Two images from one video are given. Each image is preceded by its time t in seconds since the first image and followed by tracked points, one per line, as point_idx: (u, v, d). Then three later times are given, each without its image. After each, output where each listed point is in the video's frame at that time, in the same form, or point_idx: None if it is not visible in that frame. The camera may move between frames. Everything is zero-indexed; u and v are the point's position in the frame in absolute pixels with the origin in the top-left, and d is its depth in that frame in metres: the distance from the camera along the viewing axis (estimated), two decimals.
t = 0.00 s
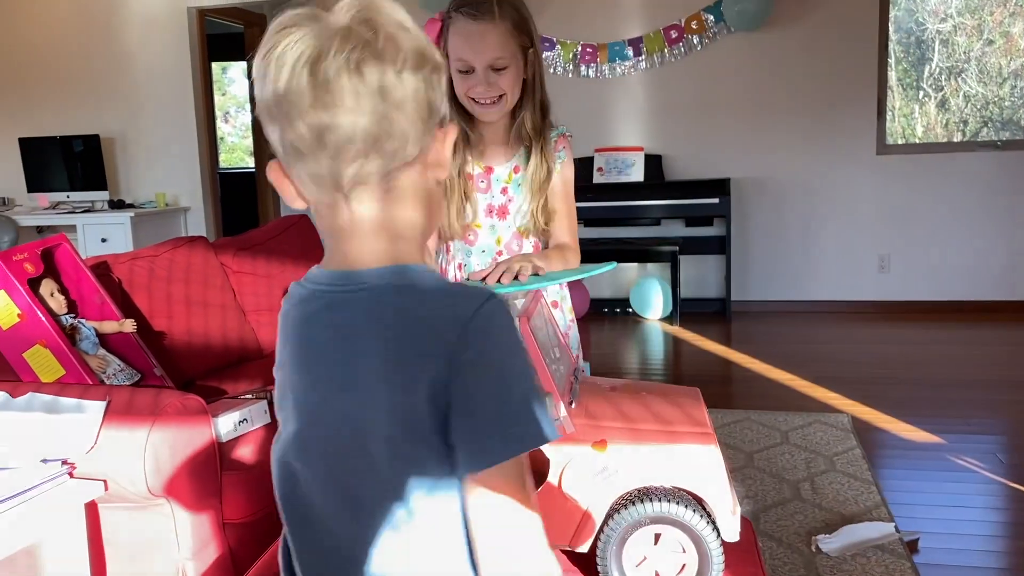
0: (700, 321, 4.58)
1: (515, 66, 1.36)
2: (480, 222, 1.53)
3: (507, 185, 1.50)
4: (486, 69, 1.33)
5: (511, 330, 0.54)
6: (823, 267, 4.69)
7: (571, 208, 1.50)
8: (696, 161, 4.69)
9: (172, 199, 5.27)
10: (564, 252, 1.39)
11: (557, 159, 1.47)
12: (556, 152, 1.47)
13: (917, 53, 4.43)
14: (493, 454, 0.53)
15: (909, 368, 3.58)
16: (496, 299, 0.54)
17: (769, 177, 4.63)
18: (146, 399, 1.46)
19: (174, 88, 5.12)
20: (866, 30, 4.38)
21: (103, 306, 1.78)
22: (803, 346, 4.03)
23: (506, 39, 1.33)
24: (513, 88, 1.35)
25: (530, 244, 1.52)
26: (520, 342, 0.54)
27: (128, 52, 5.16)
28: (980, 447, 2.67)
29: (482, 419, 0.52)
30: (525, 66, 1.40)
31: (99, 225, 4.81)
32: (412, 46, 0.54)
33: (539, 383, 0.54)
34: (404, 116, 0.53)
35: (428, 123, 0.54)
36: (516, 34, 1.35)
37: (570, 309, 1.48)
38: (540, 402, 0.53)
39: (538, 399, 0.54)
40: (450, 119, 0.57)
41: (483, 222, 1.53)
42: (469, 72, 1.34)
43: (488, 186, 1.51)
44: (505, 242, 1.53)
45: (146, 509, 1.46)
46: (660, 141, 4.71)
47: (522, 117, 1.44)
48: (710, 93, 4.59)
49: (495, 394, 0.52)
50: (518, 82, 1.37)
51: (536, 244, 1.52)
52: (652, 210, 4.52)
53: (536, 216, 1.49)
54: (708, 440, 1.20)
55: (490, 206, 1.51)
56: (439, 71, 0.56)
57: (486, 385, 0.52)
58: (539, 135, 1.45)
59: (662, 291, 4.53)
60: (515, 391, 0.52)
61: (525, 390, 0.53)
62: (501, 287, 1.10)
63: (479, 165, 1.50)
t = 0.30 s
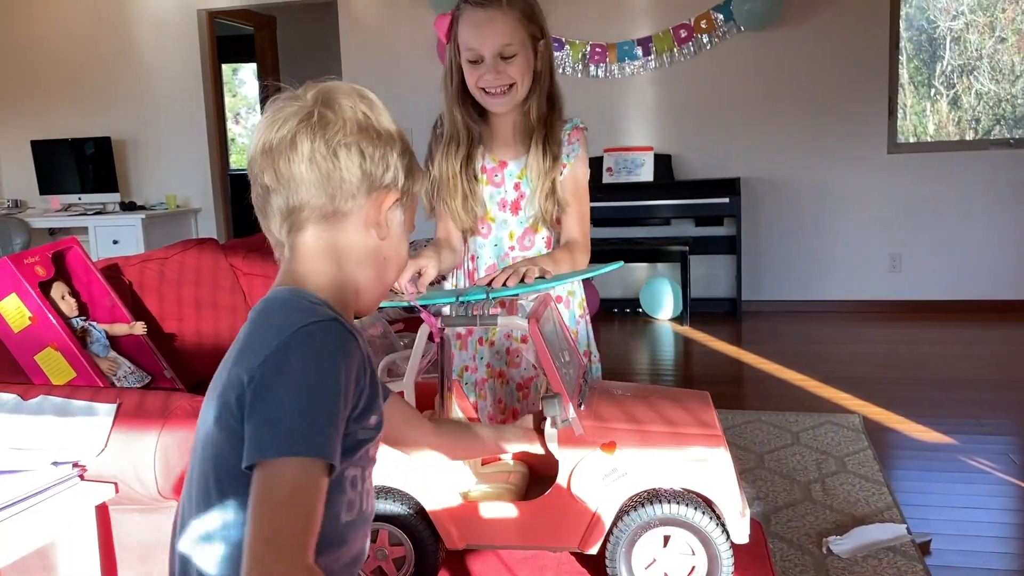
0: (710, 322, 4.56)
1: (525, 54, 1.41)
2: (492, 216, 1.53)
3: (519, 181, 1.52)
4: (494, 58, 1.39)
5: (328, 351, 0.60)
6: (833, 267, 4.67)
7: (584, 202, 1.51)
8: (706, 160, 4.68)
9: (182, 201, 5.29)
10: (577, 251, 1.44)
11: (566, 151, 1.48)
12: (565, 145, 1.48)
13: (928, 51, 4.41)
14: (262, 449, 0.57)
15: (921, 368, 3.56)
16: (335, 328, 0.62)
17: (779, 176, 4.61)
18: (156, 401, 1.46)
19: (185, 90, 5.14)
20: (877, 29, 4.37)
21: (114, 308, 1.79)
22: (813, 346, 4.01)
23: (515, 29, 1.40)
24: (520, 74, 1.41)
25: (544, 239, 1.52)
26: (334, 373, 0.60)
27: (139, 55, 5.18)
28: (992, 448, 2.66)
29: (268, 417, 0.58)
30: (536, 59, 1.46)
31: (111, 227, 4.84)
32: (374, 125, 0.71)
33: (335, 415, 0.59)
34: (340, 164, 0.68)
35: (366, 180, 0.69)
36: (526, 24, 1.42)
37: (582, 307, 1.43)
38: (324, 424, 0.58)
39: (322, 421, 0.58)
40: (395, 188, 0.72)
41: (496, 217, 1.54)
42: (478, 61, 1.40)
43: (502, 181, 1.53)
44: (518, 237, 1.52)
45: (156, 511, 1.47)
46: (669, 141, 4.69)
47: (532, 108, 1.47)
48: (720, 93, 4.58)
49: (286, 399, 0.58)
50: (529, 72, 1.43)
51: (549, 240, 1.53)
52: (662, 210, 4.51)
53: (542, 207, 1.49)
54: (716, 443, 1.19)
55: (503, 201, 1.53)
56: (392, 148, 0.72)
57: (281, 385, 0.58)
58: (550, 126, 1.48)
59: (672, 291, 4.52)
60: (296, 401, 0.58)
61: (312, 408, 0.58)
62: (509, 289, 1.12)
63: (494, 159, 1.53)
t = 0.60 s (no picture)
0: (720, 323, 4.53)
1: (528, 58, 1.37)
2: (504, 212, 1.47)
3: (527, 178, 1.45)
4: (497, 63, 1.35)
5: (259, 352, 0.71)
6: (845, 268, 4.63)
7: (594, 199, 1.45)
8: (716, 161, 4.64)
9: (194, 205, 5.30)
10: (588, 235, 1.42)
11: (575, 141, 1.43)
12: (574, 137, 1.43)
13: (943, 50, 4.37)
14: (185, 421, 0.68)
15: (935, 370, 3.52)
16: (270, 335, 0.73)
17: (790, 177, 4.58)
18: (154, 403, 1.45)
19: (195, 95, 5.16)
20: (888, 27, 4.33)
21: (114, 312, 1.80)
22: (825, 347, 3.98)
23: (517, 33, 1.35)
24: (524, 77, 1.37)
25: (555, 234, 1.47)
26: (261, 370, 0.71)
27: (149, 59, 5.20)
28: (1004, 450, 2.62)
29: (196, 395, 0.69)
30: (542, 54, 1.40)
31: (122, 231, 4.86)
32: (353, 160, 0.80)
33: (253, 406, 0.69)
34: (315, 189, 0.77)
35: (340, 207, 0.78)
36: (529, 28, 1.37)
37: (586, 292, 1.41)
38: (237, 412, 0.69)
39: (239, 408, 0.69)
40: (370, 219, 0.80)
41: (508, 214, 1.47)
42: (482, 66, 1.37)
43: (510, 179, 1.46)
44: (530, 233, 1.46)
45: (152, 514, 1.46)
46: (679, 142, 4.67)
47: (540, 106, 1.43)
48: (730, 93, 4.55)
49: (213, 384, 0.69)
50: (534, 73, 1.39)
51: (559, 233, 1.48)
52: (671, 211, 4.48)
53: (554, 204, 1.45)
54: (710, 449, 1.19)
55: (513, 199, 1.46)
56: (371, 182, 0.80)
57: (214, 371, 0.70)
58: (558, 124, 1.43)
59: (682, 293, 4.49)
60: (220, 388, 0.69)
61: (231, 395, 0.69)
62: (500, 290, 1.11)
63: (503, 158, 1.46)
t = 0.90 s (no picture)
0: (740, 335, 4.49)
1: (520, 114, 1.43)
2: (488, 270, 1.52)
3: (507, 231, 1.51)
4: (491, 118, 1.41)
5: (238, 366, 0.72)
6: (868, 278, 4.57)
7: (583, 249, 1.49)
8: (735, 172, 4.61)
9: (215, 220, 5.35)
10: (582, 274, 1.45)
11: (559, 194, 1.46)
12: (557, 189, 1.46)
13: (973, 57, 4.32)
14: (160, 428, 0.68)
15: (959, 381, 3.46)
16: (250, 349, 0.73)
17: (810, 187, 4.53)
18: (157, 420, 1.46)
19: (216, 112, 5.22)
20: (909, 35, 4.28)
21: (122, 328, 1.81)
22: (846, 359, 3.92)
23: (509, 89, 1.41)
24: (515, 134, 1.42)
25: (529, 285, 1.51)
26: (239, 384, 0.71)
27: (172, 77, 5.27)
28: None
29: (174, 402, 0.69)
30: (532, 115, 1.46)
31: (144, 246, 4.92)
32: (359, 193, 0.86)
33: (229, 418, 0.70)
34: (317, 220, 0.83)
35: (345, 238, 0.84)
36: (521, 83, 1.43)
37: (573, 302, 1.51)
38: (213, 425, 0.69)
39: (214, 420, 0.69)
40: (368, 251, 0.86)
41: (491, 271, 1.52)
42: (477, 121, 1.42)
43: (495, 234, 1.52)
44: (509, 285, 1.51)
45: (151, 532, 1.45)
46: (697, 153, 4.64)
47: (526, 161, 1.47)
48: (749, 103, 4.52)
49: (190, 393, 0.69)
50: (525, 129, 1.44)
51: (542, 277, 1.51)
52: (689, 222, 4.46)
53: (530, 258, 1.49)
54: (700, 467, 1.17)
55: (496, 253, 1.51)
56: (374, 215, 0.86)
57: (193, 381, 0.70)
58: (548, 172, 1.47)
59: (701, 305, 4.46)
60: (198, 399, 0.69)
61: (208, 407, 0.69)
62: (481, 316, 1.14)
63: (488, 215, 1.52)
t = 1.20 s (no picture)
0: (766, 354, 4.45)
1: (545, 82, 1.38)
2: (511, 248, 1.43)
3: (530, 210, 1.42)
4: (514, 82, 1.36)
5: (230, 378, 0.75)
6: (895, 296, 4.52)
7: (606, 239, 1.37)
8: (758, 190, 4.60)
9: (243, 244, 5.43)
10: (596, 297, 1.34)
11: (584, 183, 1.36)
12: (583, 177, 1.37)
13: (1002, 71, 4.28)
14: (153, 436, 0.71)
15: (989, 400, 3.40)
16: (243, 362, 0.77)
17: (834, 205, 4.51)
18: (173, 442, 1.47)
19: (243, 138, 5.31)
20: (932, 51, 4.26)
21: (143, 350, 1.85)
22: (873, 378, 3.88)
23: (535, 54, 1.37)
24: (538, 98, 1.36)
25: (563, 270, 1.40)
26: (232, 397, 0.74)
27: (200, 104, 5.38)
28: None
29: (168, 412, 0.72)
30: (560, 84, 1.41)
31: (174, 270, 5.00)
32: (366, 225, 0.88)
33: (219, 430, 0.72)
34: (321, 252, 0.85)
35: (350, 269, 0.86)
36: (551, 55, 1.39)
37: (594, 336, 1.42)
38: (204, 435, 0.72)
39: (205, 430, 0.72)
40: (373, 281, 0.88)
41: (515, 249, 1.44)
42: (500, 86, 1.37)
43: (517, 213, 1.43)
44: (536, 269, 1.41)
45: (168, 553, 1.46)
46: (720, 172, 4.63)
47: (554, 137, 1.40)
48: (771, 121, 4.51)
49: (183, 404, 0.72)
50: (551, 100, 1.39)
51: (571, 269, 1.40)
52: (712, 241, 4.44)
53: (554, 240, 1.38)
54: (706, 485, 1.17)
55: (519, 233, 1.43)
56: (379, 247, 0.88)
57: (187, 392, 0.73)
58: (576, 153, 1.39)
59: (726, 324, 4.43)
60: (190, 409, 0.72)
61: (201, 417, 0.72)
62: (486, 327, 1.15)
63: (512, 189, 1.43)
